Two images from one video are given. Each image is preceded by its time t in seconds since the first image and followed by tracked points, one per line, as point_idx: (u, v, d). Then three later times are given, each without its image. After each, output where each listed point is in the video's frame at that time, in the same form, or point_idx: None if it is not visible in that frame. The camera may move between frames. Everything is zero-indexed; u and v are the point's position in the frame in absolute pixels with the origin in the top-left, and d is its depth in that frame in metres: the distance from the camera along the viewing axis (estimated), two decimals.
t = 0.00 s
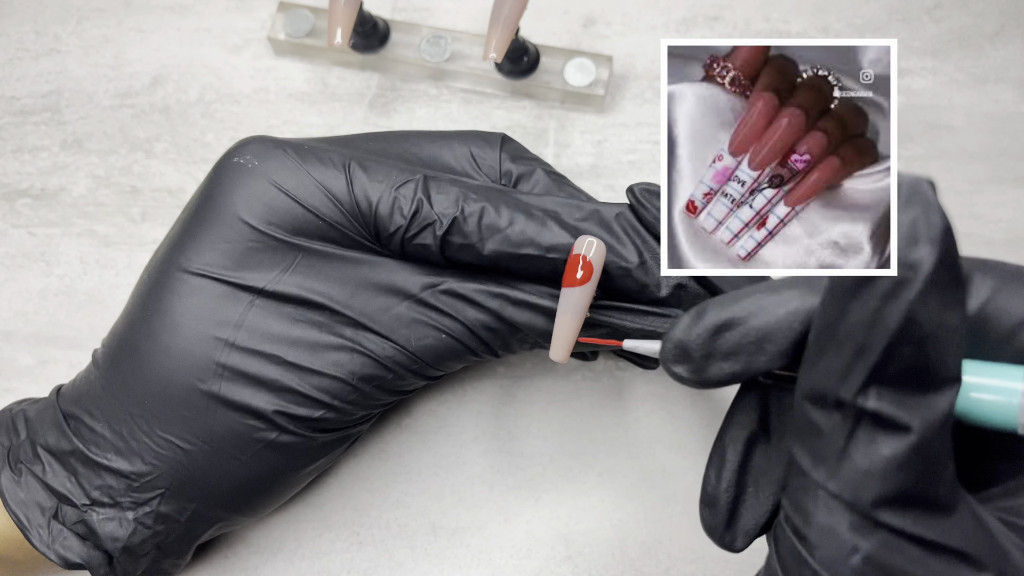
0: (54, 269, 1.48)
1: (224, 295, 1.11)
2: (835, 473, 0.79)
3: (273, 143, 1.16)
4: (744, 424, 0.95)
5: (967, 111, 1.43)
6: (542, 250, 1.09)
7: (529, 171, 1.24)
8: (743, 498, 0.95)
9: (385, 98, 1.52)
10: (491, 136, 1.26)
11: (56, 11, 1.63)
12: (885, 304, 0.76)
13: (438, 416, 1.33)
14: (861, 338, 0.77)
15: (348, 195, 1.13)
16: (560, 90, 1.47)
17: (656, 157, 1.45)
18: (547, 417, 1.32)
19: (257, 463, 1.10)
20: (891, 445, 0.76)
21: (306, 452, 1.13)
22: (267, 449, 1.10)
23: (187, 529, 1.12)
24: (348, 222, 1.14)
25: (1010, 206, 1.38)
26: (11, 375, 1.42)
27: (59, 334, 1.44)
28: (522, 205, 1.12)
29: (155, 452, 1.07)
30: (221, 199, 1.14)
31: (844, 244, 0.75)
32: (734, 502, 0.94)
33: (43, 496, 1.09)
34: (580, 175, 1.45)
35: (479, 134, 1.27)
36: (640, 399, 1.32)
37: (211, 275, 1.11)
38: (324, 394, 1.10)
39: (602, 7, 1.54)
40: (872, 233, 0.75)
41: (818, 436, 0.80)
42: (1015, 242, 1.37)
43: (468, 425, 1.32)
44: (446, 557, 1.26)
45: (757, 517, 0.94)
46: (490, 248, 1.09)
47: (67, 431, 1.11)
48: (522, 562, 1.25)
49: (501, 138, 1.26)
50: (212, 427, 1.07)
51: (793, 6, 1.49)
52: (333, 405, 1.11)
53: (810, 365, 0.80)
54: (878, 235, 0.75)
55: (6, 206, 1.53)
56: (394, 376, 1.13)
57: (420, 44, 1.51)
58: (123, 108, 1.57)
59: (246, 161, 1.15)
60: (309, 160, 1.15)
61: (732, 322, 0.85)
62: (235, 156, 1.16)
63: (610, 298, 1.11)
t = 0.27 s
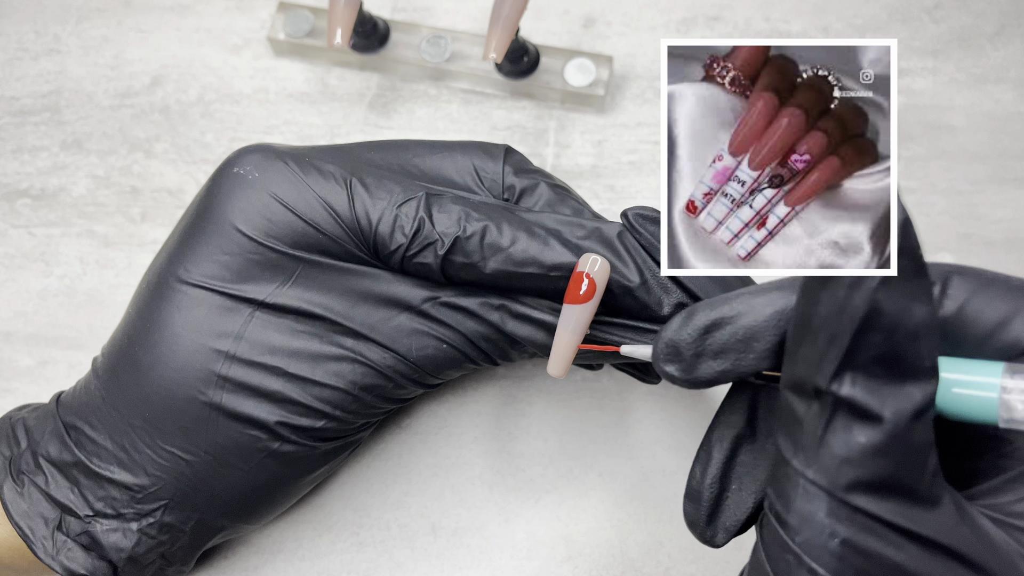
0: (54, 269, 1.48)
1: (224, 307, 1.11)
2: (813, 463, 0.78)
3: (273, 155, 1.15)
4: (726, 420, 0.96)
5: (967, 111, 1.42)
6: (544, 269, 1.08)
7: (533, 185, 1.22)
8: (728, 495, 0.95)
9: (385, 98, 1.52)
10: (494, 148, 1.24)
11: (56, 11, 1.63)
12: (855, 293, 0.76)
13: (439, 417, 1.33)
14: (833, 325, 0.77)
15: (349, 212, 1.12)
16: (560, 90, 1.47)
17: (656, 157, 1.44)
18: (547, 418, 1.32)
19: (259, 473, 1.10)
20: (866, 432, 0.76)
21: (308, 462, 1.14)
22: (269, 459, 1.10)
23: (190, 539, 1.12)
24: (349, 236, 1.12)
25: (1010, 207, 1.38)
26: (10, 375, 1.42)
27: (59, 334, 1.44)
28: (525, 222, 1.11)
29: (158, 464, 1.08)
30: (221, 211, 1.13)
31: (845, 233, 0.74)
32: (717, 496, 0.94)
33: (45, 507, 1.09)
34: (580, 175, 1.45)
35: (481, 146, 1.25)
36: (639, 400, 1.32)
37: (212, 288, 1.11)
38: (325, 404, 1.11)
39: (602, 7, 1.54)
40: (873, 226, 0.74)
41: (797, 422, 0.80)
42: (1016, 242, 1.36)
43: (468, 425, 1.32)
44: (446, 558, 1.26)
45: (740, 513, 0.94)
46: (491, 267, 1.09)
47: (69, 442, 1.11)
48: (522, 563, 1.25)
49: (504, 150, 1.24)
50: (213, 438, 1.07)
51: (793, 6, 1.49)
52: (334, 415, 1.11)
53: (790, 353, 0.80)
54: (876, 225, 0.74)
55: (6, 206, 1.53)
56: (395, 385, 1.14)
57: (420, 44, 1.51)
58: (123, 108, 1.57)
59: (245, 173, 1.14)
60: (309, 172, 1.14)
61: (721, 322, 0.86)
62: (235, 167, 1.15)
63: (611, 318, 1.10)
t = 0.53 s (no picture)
0: (53, 269, 1.48)
1: (224, 308, 1.11)
2: (806, 460, 0.78)
3: (272, 155, 1.15)
4: (719, 418, 0.96)
5: (967, 111, 1.43)
6: (544, 269, 1.08)
7: (533, 185, 1.22)
8: (717, 493, 0.94)
9: (385, 98, 1.52)
10: (494, 147, 1.24)
11: (56, 11, 1.63)
12: (846, 289, 0.76)
13: (439, 417, 1.33)
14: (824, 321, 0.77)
15: (349, 212, 1.12)
16: (560, 90, 1.47)
17: (656, 157, 1.44)
18: (547, 418, 1.32)
19: (259, 475, 1.10)
20: (857, 428, 0.76)
21: (308, 463, 1.13)
22: (269, 460, 1.10)
23: (190, 539, 1.12)
24: (349, 237, 1.12)
25: (1010, 207, 1.38)
26: (10, 375, 1.42)
27: (59, 334, 1.44)
28: (525, 223, 1.11)
29: (158, 465, 1.08)
30: (220, 212, 1.13)
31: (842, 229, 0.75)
32: (707, 493, 0.93)
33: (44, 507, 1.09)
34: (580, 175, 1.45)
35: (481, 145, 1.25)
36: (639, 400, 1.32)
37: (212, 289, 1.11)
38: (325, 406, 1.10)
39: (602, 7, 1.54)
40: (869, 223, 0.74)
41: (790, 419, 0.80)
42: (1015, 242, 1.36)
43: (468, 425, 1.32)
44: (446, 558, 1.26)
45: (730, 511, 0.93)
46: (491, 267, 1.09)
47: (69, 443, 1.10)
48: (522, 563, 1.25)
49: (503, 149, 1.24)
50: (213, 439, 1.07)
51: (793, 6, 1.49)
52: (334, 416, 1.11)
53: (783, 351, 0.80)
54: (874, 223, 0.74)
55: (6, 206, 1.53)
56: (395, 386, 1.14)
57: (420, 44, 1.51)
58: (123, 107, 1.57)
59: (244, 174, 1.14)
60: (308, 173, 1.14)
61: (714, 320, 0.86)
62: (234, 167, 1.15)
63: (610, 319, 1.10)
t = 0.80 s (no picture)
0: (53, 269, 1.48)
1: (224, 308, 1.11)
2: (805, 459, 0.79)
3: (271, 155, 1.15)
4: (716, 417, 0.96)
5: (967, 111, 1.43)
6: (543, 270, 1.08)
7: (533, 185, 1.22)
8: (715, 493, 0.94)
9: (385, 98, 1.52)
10: (493, 147, 1.24)
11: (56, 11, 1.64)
12: (844, 288, 0.76)
13: (439, 416, 1.33)
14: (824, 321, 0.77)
15: (348, 212, 1.12)
16: (560, 90, 1.47)
17: (656, 157, 1.44)
18: (547, 418, 1.32)
19: (259, 475, 1.10)
20: (856, 428, 0.76)
21: (307, 463, 1.14)
22: (268, 460, 1.10)
23: (189, 539, 1.12)
24: (348, 237, 1.12)
25: (1011, 207, 1.38)
26: (10, 375, 1.42)
27: (59, 334, 1.44)
28: (524, 223, 1.11)
29: (157, 465, 1.08)
30: (219, 212, 1.13)
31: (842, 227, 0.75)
32: (704, 492, 0.93)
33: (44, 507, 1.09)
34: (580, 175, 1.45)
35: (480, 145, 1.25)
36: (639, 400, 1.32)
37: (211, 289, 1.11)
38: (325, 406, 1.10)
39: (602, 7, 1.54)
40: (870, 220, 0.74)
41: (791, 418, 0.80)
42: (1015, 242, 1.36)
43: (468, 425, 1.32)
44: (446, 558, 1.26)
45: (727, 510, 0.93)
46: (491, 267, 1.09)
47: (68, 443, 1.11)
48: (522, 563, 1.25)
49: (502, 149, 1.24)
50: (213, 439, 1.07)
51: (793, 6, 1.49)
52: (333, 416, 1.11)
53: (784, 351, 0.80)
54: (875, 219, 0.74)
55: (6, 206, 1.53)
56: (394, 386, 1.14)
57: (420, 44, 1.51)
58: (123, 107, 1.57)
59: (243, 174, 1.14)
60: (307, 173, 1.14)
61: (713, 319, 0.86)
62: (233, 167, 1.15)
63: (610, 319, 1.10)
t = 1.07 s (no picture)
0: (53, 269, 1.48)
1: (223, 308, 1.11)
2: (804, 459, 0.78)
3: (270, 155, 1.16)
4: (715, 416, 0.96)
5: (967, 111, 1.43)
6: (543, 270, 1.08)
7: (532, 185, 1.21)
8: (713, 493, 0.94)
9: (385, 98, 1.52)
10: (493, 147, 1.24)
11: (58, 12, 1.64)
12: (841, 286, 0.74)
13: (439, 417, 1.34)
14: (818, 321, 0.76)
15: (348, 212, 1.12)
16: (560, 90, 1.47)
17: (656, 157, 1.44)
18: (547, 418, 1.32)
19: (258, 475, 1.10)
20: (855, 427, 0.75)
21: (307, 464, 1.13)
22: (268, 460, 1.10)
23: (189, 539, 1.12)
24: (348, 237, 1.13)
25: (1012, 207, 1.37)
26: (9, 375, 1.41)
27: (59, 334, 1.43)
28: (523, 224, 1.11)
29: (156, 466, 1.08)
30: (219, 212, 1.13)
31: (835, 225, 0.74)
32: (702, 490, 0.93)
33: (43, 508, 1.09)
34: (580, 175, 1.44)
35: (479, 144, 1.25)
36: (639, 401, 1.32)
37: (211, 289, 1.11)
38: (324, 406, 1.10)
39: (602, 8, 1.55)
40: (863, 217, 0.73)
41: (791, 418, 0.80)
42: (1016, 242, 1.35)
43: (468, 425, 1.32)
44: (446, 558, 1.25)
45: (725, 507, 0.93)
46: (490, 268, 1.09)
47: (68, 443, 1.10)
48: (522, 563, 1.24)
49: (502, 148, 1.24)
50: (212, 439, 1.07)
51: (793, 7, 1.51)
52: (333, 417, 1.11)
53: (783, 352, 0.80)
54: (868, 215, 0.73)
55: (6, 206, 1.53)
56: (393, 387, 1.14)
57: (420, 44, 1.51)
58: (123, 107, 1.57)
59: (243, 174, 1.14)
60: (307, 174, 1.14)
61: (711, 319, 0.86)
62: (232, 168, 1.15)
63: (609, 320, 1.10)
